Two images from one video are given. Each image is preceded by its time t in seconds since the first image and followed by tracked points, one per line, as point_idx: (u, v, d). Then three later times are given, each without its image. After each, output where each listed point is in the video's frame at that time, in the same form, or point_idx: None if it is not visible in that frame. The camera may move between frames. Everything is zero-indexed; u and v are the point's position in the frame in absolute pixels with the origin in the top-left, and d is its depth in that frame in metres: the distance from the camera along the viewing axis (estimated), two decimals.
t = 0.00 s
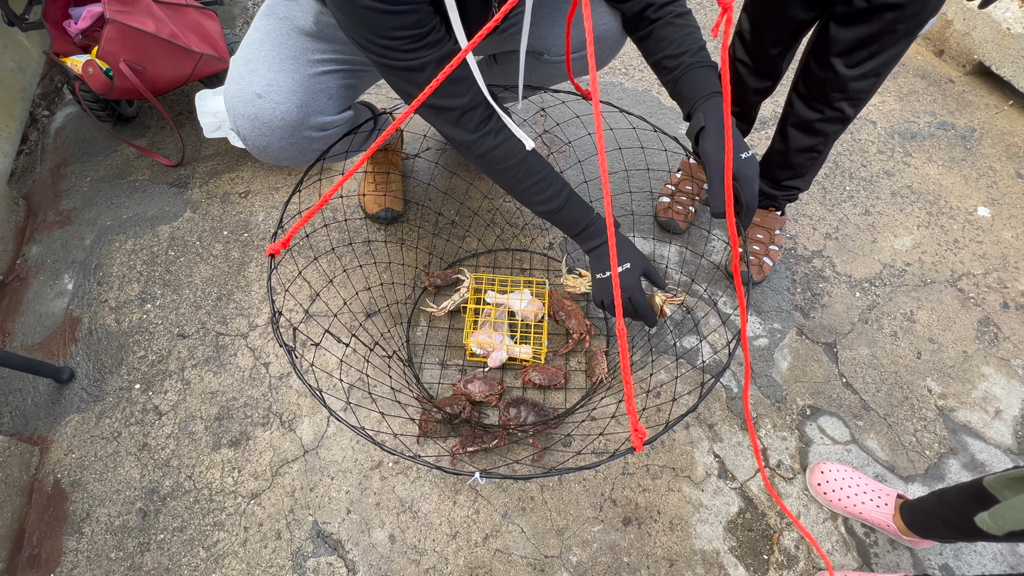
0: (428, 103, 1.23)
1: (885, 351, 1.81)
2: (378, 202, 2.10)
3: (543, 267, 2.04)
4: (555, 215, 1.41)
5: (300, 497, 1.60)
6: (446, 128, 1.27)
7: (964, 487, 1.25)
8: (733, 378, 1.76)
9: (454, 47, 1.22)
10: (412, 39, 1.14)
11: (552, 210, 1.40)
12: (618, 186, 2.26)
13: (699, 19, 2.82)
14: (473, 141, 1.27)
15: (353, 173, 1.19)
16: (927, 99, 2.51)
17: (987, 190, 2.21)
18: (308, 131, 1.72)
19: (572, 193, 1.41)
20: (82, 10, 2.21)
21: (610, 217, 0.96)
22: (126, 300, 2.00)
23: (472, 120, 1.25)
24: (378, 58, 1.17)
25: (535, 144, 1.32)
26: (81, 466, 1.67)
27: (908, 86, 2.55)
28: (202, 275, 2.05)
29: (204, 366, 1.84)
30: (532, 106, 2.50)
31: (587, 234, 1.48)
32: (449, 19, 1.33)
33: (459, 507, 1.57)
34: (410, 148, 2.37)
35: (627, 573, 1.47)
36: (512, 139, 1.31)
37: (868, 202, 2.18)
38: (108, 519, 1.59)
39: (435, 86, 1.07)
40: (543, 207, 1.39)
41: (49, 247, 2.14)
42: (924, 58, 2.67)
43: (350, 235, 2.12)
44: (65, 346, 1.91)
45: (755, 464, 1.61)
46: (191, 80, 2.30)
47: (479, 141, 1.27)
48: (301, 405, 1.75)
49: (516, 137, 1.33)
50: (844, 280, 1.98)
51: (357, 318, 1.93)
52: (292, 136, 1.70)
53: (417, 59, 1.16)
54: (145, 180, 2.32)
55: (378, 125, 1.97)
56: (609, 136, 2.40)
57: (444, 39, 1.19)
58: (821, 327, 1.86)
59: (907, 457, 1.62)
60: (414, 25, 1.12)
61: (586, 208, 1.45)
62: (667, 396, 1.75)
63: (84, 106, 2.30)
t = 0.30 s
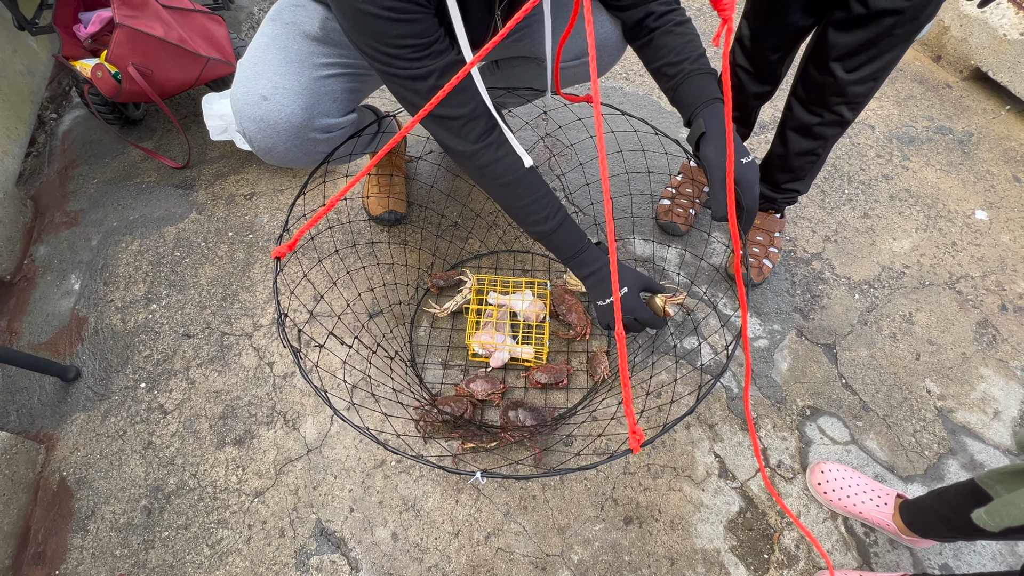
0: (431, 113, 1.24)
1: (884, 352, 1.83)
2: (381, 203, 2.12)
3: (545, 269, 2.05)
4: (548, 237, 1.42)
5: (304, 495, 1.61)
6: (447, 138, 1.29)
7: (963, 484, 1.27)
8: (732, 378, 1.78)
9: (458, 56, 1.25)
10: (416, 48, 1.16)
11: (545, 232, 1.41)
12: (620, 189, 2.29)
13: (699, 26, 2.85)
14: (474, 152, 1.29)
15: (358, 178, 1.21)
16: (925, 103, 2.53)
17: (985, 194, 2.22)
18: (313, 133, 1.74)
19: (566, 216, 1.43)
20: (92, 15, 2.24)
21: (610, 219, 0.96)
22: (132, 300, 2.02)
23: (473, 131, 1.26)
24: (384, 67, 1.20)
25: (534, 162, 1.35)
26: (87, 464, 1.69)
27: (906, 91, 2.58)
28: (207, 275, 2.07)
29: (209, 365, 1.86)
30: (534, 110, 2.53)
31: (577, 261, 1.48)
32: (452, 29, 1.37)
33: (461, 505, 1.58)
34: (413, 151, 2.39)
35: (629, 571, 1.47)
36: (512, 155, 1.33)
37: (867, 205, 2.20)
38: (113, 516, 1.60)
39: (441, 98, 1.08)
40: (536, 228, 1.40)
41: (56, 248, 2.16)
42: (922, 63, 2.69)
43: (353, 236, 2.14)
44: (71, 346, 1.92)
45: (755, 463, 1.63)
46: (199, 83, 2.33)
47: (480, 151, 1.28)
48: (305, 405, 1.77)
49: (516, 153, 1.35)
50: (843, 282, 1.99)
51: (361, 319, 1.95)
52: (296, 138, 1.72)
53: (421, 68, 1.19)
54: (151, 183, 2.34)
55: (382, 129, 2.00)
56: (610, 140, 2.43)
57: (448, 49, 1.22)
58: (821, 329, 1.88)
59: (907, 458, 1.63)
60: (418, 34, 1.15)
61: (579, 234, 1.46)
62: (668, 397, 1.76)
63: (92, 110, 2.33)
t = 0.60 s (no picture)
0: (421, 112, 1.28)
1: (881, 352, 1.84)
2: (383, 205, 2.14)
3: (545, 270, 2.07)
4: (535, 227, 1.43)
5: (306, 494, 1.62)
6: (437, 138, 1.32)
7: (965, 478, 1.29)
8: (731, 378, 1.79)
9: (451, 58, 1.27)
10: (408, 48, 1.18)
11: (532, 223, 1.42)
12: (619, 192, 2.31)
13: (697, 30, 2.88)
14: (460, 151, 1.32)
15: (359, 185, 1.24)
16: (922, 107, 2.56)
17: (981, 195, 2.24)
18: (314, 133, 1.75)
19: (553, 206, 1.42)
20: (97, 20, 2.27)
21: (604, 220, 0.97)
22: (135, 302, 2.03)
23: (460, 131, 1.30)
24: (377, 64, 1.22)
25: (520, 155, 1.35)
26: (90, 464, 1.70)
27: (902, 94, 2.60)
28: (210, 277, 2.09)
29: (211, 366, 1.88)
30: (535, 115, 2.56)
31: (569, 248, 1.46)
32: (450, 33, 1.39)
33: (462, 504, 1.59)
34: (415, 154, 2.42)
35: (629, 570, 1.48)
36: (498, 152, 1.34)
37: (864, 207, 2.22)
38: (116, 515, 1.61)
39: (444, 118, 1.16)
40: (523, 220, 1.41)
41: (60, 250, 2.18)
42: (918, 67, 2.72)
43: (354, 238, 2.17)
44: (75, 346, 1.94)
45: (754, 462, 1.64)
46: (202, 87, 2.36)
47: (465, 150, 1.31)
48: (307, 405, 1.78)
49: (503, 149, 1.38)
50: (841, 283, 2.01)
51: (363, 320, 1.96)
52: (297, 137, 1.74)
53: (413, 67, 1.21)
54: (154, 185, 2.36)
55: (382, 131, 2.03)
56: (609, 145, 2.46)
57: (442, 51, 1.24)
58: (819, 329, 1.89)
59: (904, 457, 1.64)
60: (413, 35, 1.17)
61: (570, 221, 1.44)
62: (667, 396, 1.78)
63: (96, 113, 2.35)
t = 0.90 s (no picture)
0: (418, 109, 1.30)
1: (878, 351, 1.86)
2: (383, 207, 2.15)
3: (545, 271, 2.08)
4: (526, 224, 1.45)
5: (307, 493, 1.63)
6: (430, 133, 1.35)
7: (955, 475, 1.29)
8: (729, 377, 1.80)
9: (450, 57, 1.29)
10: (408, 45, 1.20)
11: (523, 220, 1.44)
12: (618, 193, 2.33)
13: (694, 35, 2.91)
14: (454, 149, 1.34)
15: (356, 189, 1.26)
16: (917, 109, 2.58)
17: (976, 196, 2.26)
18: (312, 128, 1.75)
19: (543, 204, 1.44)
20: (101, 25, 2.29)
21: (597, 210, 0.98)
22: (137, 303, 2.05)
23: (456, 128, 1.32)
24: (376, 59, 1.24)
25: (514, 155, 1.37)
26: (92, 464, 1.71)
27: (898, 97, 2.63)
28: (212, 278, 2.11)
29: (213, 367, 1.89)
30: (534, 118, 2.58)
31: (557, 245, 1.48)
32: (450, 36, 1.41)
33: (462, 502, 1.60)
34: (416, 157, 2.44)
35: (628, 567, 1.49)
36: (492, 149, 1.36)
37: (860, 208, 2.24)
38: (118, 515, 1.62)
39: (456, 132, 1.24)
40: (515, 217, 1.43)
41: (62, 252, 2.20)
42: (913, 70, 2.75)
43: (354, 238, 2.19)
44: (77, 348, 1.95)
45: (752, 460, 1.65)
46: (204, 91, 2.38)
47: (460, 148, 1.34)
48: (308, 405, 1.79)
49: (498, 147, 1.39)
50: (837, 283, 2.03)
51: (363, 319, 1.98)
52: (295, 131, 1.74)
53: (412, 64, 1.23)
54: (156, 189, 2.38)
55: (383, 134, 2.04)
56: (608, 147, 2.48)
57: (442, 49, 1.26)
58: (816, 329, 1.91)
59: (900, 454, 1.66)
60: (413, 33, 1.19)
61: (557, 220, 1.46)
62: (666, 395, 1.79)
63: (99, 117, 2.37)
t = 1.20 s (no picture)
0: (415, 109, 1.32)
1: (875, 349, 1.87)
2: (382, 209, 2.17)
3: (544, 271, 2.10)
4: (522, 224, 1.46)
5: (307, 492, 1.64)
6: (426, 133, 1.36)
7: (944, 470, 1.30)
8: (728, 376, 1.81)
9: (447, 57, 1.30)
10: (405, 45, 1.22)
11: (518, 221, 1.45)
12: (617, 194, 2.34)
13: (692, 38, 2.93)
14: (452, 149, 1.35)
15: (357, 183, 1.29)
16: (913, 110, 2.60)
17: (972, 196, 2.28)
18: (312, 130, 1.77)
19: (538, 207, 1.46)
20: (102, 29, 2.30)
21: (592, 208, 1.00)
22: (138, 304, 2.06)
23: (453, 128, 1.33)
24: (372, 59, 1.25)
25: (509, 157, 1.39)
26: (94, 464, 1.72)
27: (894, 98, 2.65)
28: (212, 280, 2.12)
29: (214, 367, 1.90)
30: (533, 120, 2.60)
31: (551, 247, 1.49)
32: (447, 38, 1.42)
33: (462, 501, 1.61)
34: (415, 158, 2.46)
35: (627, 564, 1.50)
36: (489, 150, 1.38)
37: (857, 208, 2.26)
38: (119, 515, 1.63)
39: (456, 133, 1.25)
40: (511, 218, 1.45)
41: (63, 254, 2.21)
42: (909, 72, 2.77)
43: (354, 239, 2.20)
44: (79, 348, 1.96)
45: (751, 457, 1.66)
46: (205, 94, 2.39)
47: (457, 148, 1.35)
48: (308, 405, 1.80)
49: (494, 148, 1.40)
50: (835, 282, 2.04)
51: (363, 319, 1.99)
52: (294, 134, 1.76)
53: (408, 64, 1.24)
54: (157, 191, 2.40)
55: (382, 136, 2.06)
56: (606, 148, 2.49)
57: (438, 51, 1.27)
58: (813, 327, 1.92)
59: (898, 452, 1.67)
60: (410, 34, 1.21)
61: (551, 221, 1.47)
62: (664, 394, 1.80)
63: (101, 120, 2.39)
